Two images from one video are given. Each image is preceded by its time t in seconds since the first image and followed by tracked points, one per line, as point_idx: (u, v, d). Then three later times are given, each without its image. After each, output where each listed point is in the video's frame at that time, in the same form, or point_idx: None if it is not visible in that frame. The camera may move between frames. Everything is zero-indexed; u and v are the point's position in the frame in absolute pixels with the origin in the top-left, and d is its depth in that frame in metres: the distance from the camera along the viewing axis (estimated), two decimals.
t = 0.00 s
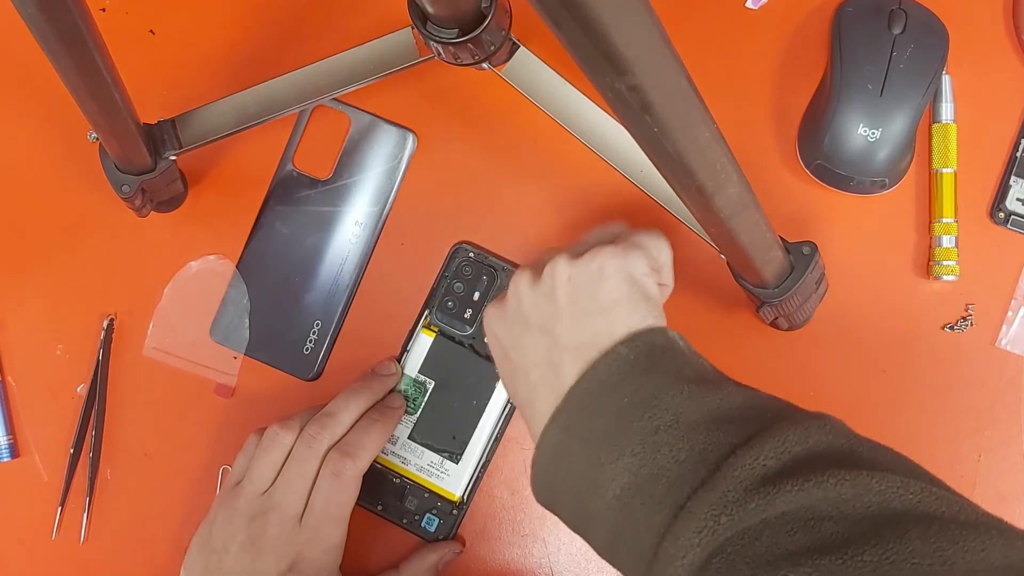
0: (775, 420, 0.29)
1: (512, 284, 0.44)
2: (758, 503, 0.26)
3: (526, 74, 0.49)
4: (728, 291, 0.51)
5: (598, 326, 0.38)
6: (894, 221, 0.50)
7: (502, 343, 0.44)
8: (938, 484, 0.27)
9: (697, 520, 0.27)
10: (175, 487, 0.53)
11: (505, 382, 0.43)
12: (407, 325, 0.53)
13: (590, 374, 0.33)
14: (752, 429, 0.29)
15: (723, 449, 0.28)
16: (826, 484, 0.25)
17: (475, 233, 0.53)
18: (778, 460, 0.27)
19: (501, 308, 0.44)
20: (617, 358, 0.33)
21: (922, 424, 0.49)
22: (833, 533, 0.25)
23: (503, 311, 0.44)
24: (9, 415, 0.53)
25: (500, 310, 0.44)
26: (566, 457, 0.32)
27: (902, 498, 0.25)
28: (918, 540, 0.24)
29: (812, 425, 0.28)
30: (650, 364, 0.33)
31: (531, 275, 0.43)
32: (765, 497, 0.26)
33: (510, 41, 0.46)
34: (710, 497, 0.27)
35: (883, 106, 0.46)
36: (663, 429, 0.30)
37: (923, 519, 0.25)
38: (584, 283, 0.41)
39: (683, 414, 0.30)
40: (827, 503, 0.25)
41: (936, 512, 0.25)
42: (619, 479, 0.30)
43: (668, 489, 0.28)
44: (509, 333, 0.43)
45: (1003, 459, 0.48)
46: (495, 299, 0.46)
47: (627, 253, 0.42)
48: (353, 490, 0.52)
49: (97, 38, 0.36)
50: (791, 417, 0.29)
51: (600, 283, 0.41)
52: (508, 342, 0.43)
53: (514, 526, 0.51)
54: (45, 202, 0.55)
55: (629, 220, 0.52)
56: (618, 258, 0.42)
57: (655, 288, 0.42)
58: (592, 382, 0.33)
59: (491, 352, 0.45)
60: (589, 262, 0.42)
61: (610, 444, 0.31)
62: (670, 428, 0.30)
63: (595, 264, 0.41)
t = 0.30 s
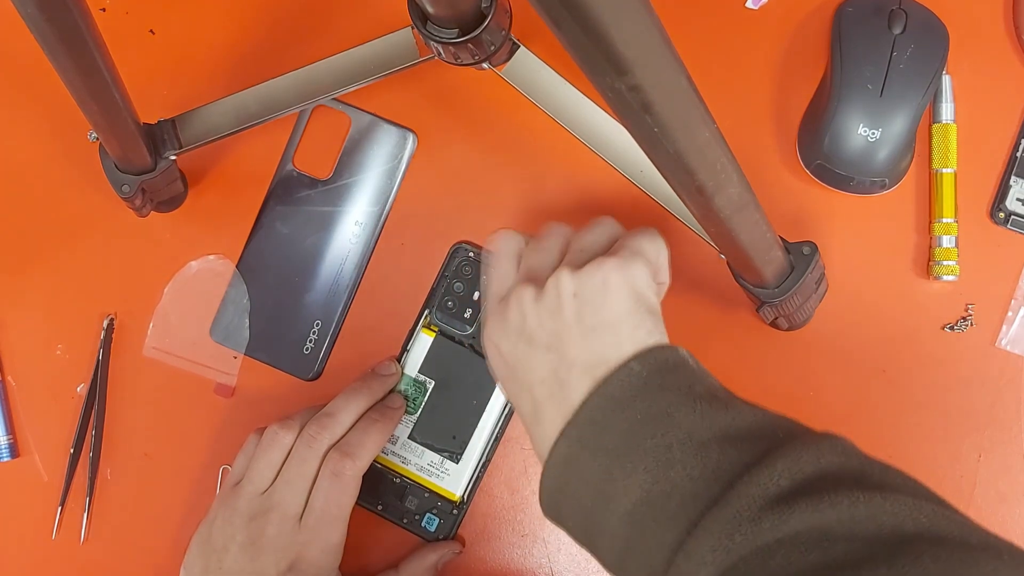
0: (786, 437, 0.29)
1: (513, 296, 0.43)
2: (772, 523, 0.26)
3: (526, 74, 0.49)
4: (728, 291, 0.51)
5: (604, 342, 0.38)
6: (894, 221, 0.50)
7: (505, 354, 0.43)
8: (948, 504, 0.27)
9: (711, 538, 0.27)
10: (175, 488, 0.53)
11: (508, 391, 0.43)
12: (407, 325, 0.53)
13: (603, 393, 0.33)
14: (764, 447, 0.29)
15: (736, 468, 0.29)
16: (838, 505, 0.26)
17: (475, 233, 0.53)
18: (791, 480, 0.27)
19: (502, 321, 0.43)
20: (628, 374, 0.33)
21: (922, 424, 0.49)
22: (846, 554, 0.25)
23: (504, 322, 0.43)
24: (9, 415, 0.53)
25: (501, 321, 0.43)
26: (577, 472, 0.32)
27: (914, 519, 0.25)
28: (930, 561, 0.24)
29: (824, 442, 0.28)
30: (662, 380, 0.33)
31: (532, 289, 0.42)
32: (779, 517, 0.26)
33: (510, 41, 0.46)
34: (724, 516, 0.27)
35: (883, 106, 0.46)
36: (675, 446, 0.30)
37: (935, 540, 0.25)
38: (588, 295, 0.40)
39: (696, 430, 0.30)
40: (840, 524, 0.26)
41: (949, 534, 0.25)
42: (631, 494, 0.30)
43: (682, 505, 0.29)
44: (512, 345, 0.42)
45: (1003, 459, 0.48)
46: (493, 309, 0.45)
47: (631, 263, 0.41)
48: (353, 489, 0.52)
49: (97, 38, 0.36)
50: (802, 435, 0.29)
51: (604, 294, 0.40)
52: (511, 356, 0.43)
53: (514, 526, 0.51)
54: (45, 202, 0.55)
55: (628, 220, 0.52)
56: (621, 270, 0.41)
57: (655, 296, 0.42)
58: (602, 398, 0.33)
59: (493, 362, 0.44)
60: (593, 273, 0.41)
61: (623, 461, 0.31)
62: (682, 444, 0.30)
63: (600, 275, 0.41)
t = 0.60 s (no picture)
0: (820, 443, 0.29)
1: (544, 282, 0.43)
2: (810, 525, 0.26)
3: (526, 74, 0.50)
4: (728, 292, 0.51)
5: (643, 336, 0.38)
6: (894, 222, 0.50)
7: (528, 341, 0.43)
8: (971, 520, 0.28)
9: (746, 535, 0.27)
10: (175, 488, 0.53)
11: (525, 382, 0.43)
12: (407, 325, 0.53)
13: (638, 385, 0.33)
14: (798, 449, 0.29)
15: (772, 468, 0.29)
16: (876, 512, 0.26)
17: (475, 233, 0.53)
18: (829, 485, 0.27)
19: (528, 306, 0.43)
20: (665, 369, 0.34)
21: (921, 424, 0.49)
22: (880, 561, 0.26)
23: (530, 308, 0.43)
24: (9, 415, 0.53)
25: (526, 308, 0.43)
26: (608, 463, 0.32)
27: (947, 531, 0.26)
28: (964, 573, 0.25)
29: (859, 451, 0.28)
30: (698, 379, 0.33)
31: (566, 276, 0.42)
32: (818, 519, 0.26)
33: (510, 41, 0.46)
34: (761, 515, 0.27)
35: (883, 106, 0.46)
36: (711, 444, 0.30)
37: (969, 554, 0.25)
38: (626, 288, 0.41)
39: (733, 431, 0.30)
40: (876, 531, 0.26)
41: (980, 547, 0.26)
42: (663, 489, 0.30)
43: (716, 503, 0.29)
44: (538, 332, 0.42)
45: (1003, 459, 0.48)
46: (519, 294, 0.44)
47: (667, 260, 0.41)
48: (352, 490, 0.52)
49: (97, 38, 0.36)
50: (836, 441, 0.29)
51: (644, 290, 0.40)
52: (536, 341, 0.42)
53: (513, 526, 0.51)
54: (45, 202, 0.55)
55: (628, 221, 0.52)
56: (659, 267, 0.41)
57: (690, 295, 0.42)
58: (638, 393, 0.33)
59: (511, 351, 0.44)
60: (633, 268, 0.41)
61: (659, 454, 0.31)
62: (718, 443, 0.30)
63: (639, 270, 0.41)
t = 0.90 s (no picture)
0: (876, 506, 0.31)
1: (593, 306, 0.40)
2: None
3: (527, 73, 0.49)
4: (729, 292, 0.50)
5: (703, 384, 0.38)
6: (895, 221, 0.50)
7: (568, 365, 0.40)
8: None
9: None
10: (174, 488, 0.53)
11: (554, 406, 0.40)
12: (407, 325, 0.53)
13: (698, 431, 0.35)
14: (856, 509, 0.31)
15: (833, 524, 0.30)
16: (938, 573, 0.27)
17: (475, 233, 0.53)
18: (890, 545, 0.28)
19: (573, 328, 0.40)
20: (729, 418, 0.35)
21: (924, 424, 0.48)
22: None
23: (574, 331, 0.40)
24: (7, 415, 0.53)
25: (570, 330, 0.40)
26: (664, 500, 0.33)
27: None
28: None
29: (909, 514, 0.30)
30: (758, 431, 0.35)
31: (619, 303, 0.40)
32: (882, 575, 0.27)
33: (510, 40, 0.46)
34: (826, 567, 0.29)
35: (885, 105, 0.45)
36: (775, 495, 0.32)
37: None
38: (685, 330, 0.40)
39: (796, 483, 0.32)
40: None
41: None
42: (723, 533, 0.31)
43: (780, 553, 0.30)
44: (583, 357, 0.39)
45: (1005, 460, 0.48)
46: (559, 312, 0.40)
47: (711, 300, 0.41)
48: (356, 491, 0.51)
49: (95, 37, 0.36)
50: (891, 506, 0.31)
51: (704, 334, 0.40)
52: (578, 367, 0.39)
53: (513, 527, 0.51)
54: (44, 201, 0.54)
55: (629, 221, 0.52)
56: (715, 308, 0.41)
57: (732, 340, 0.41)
58: (704, 439, 0.34)
59: (541, 371, 0.40)
60: (694, 308, 0.40)
61: (722, 498, 0.32)
62: (781, 494, 0.32)
63: (698, 310, 0.40)
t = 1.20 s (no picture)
0: (890, 556, 0.34)
1: (639, 337, 0.40)
2: None
3: (527, 74, 0.50)
4: (728, 292, 0.51)
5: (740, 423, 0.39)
6: (894, 221, 0.50)
7: (609, 393, 0.39)
8: None
9: None
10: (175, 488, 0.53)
11: (585, 434, 0.39)
12: (408, 324, 0.53)
13: (736, 467, 0.36)
14: (874, 560, 0.34)
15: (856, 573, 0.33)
16: None
17: (476, 233, 0.53)
18: None
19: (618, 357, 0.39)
20: (763, 460, 0.36)
21: (922, 424, 0.49)
22: None
23: (619, 359, 0.39)
24: (9, 415, 0.53)
25: (613, 358, 0.39)
26: (699, 534, 0.34)
27: None
28: None
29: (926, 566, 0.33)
30: (789, 478, 0.36)
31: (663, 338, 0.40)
32: None
33: (510, 41, 0.46)
34: None
35: (883, 106, 0.46)
36: (804, 541, 0.34)
37: None
38: (722, 372, 0.41)
39: (823, 529, 0.35)
40: None
41: None
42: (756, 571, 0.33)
43: None
44: (625, 387, 0.39)
45: (1003, 459, 0.48)
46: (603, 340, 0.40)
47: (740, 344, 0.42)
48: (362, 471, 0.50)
49: (97, 38, 0.36)
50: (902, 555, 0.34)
51: (740, 377, 0.41)
52: (620, 396, 0.39)
53: (514, 526, 0.51)
54: (45, 201, 0.55)
55: (628, 221, 0.52)
56: (752, 353, 0.41)
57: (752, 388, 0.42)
58: (740, 479, 0.36)
59: (575, 396, 0.39)
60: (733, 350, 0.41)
61: (758, 540, 0.34)
62: (810, 540, 0.34)
63: (737, 353, 0.41)
